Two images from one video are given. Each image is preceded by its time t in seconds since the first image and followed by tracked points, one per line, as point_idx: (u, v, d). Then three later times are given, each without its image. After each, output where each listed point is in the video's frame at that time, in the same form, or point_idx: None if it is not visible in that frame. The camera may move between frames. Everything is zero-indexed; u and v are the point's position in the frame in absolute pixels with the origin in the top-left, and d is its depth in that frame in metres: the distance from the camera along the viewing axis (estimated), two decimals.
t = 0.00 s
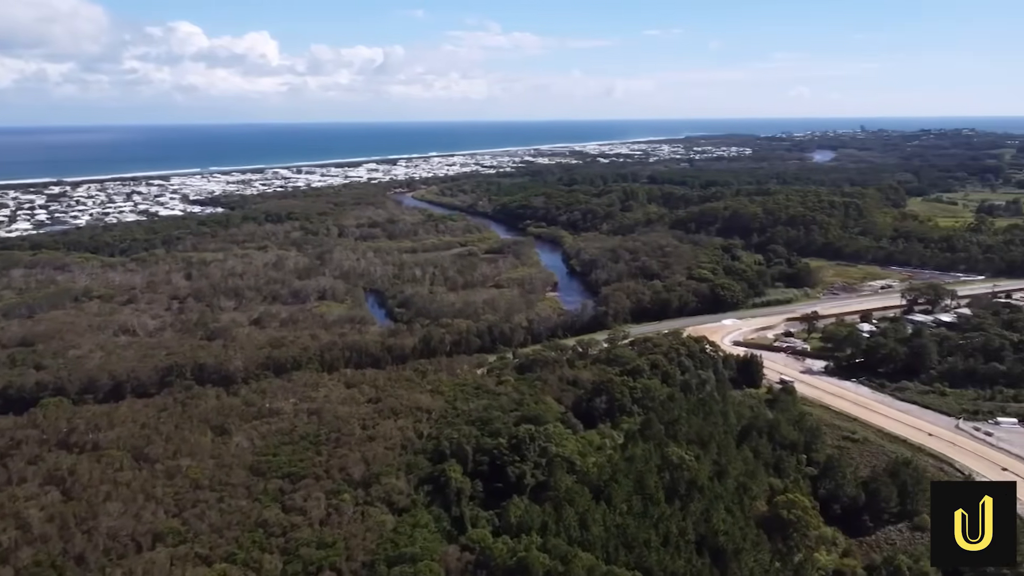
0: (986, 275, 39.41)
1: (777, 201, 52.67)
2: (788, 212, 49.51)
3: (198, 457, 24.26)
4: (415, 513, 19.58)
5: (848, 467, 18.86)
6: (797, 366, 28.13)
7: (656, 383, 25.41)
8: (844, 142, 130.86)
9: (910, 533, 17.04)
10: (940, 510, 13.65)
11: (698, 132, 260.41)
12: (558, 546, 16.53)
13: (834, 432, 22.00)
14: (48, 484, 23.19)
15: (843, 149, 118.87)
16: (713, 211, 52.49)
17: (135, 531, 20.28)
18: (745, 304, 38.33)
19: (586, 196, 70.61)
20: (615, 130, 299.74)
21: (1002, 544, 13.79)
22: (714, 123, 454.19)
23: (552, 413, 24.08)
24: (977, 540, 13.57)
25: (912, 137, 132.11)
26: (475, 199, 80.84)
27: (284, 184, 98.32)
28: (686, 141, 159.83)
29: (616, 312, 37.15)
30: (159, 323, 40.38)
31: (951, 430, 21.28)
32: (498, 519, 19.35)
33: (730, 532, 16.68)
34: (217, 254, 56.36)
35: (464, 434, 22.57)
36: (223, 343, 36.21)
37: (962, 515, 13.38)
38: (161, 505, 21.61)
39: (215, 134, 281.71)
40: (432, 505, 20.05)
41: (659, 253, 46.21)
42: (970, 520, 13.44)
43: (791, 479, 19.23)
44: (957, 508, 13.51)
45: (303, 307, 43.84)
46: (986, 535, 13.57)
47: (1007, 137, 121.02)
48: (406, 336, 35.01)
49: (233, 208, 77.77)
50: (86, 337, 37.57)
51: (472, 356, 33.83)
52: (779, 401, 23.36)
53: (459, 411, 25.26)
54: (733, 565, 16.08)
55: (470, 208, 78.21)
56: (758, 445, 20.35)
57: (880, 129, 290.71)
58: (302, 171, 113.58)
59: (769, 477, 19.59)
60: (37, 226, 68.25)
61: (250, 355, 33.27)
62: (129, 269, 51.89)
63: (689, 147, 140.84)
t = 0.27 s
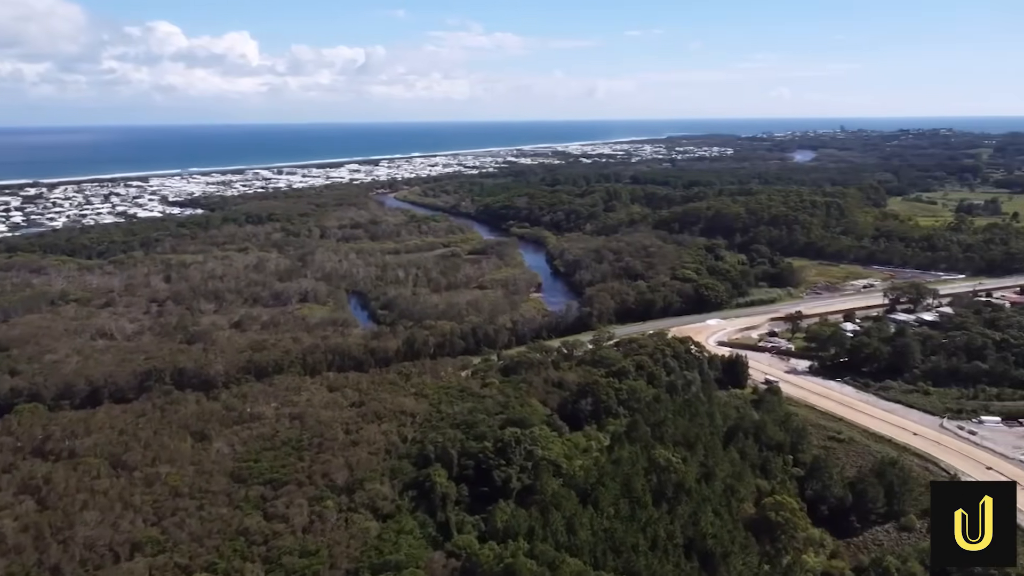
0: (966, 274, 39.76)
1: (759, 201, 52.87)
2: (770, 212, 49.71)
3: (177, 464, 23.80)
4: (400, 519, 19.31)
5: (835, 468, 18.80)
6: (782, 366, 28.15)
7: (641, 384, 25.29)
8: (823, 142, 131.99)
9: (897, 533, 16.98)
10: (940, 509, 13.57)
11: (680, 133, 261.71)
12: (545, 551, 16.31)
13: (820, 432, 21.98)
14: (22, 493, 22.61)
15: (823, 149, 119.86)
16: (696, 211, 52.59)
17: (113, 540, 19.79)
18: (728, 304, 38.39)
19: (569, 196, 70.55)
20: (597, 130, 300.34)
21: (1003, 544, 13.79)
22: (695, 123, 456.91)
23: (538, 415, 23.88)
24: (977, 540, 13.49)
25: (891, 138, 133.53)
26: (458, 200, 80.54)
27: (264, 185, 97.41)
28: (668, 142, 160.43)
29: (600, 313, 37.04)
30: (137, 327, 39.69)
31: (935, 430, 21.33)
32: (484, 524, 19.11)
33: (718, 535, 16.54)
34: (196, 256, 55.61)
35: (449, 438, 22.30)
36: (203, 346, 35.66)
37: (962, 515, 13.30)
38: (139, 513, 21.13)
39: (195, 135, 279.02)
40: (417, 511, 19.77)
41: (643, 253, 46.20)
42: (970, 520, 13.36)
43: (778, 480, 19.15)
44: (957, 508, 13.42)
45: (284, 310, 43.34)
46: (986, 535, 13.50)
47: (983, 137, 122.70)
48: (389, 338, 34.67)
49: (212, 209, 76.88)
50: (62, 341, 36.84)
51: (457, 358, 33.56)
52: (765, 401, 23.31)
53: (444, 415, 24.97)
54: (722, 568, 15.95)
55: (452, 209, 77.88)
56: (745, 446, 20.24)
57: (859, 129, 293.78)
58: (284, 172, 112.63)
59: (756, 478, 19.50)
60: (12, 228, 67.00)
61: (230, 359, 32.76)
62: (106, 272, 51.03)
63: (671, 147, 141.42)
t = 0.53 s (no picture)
0: (946, 273, 40.09)
1: (742, 200, 53.07)
2: (753, 212, 49.90)
3: (156, 471, 23.30)
4: (385, 526, 19.02)
5: (821, 468, 18.73)
6: (766, 366, 28.16)
7: (627, 386, 25.16)
8: (803, 142, 133.09)
9: (885, 534, 16.93)
10: (940, 509, 13.46)
11: (662, 133, 263.44)
12: (533, 557, 16.07)
13: (805, 432, 21.95)
14: None
15: (803, 149, 120.87)
16: (679, 211, 52.67)
17: (89, 551, 19.27)
18: (712, 304, 38.44)
19: (552, 196, 70.47)
20: (580, 130, 300.98)
21: (1002, 544, 13.72)
22: (677, 123, 459.41)
23: (523, 418, 23.67)
24: (977, 540, 13.36)
25: (869, 138, 134.92)
26: (440, 201, 80.20)
27: (245, 186, 96.47)
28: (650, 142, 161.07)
29: (585, 313, 36.92)
30: (115, 330, 39.01)
31: (920, 429, 21.36)
32: (470, 530, 18.86)
33: (706, 539, 16.41)
34: (176, 258, 54.86)
35: (433, 442, 22.02)
36: (183, 350, 35.08)
37: (962, 515, 13.19)
38: (117, 522, 20.62)
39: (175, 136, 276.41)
40: (401, 517, 19.49)
41: (627, 253, 46.17)
42: (970, 521, 13.23)
43: (765, 482, 19.06)
44: (957, 508, 13.31)
45: (266, 312, 42.82)
46: (986, 535, 13.36)
47: (960, 137, 124.34)
48: (372, 341, 34.31)
49: (192, 210, 75.96)
50: (38, 346, 36.10)
51: (441, 360, 33.29)
52: (751, 401, 23.26)
53: (428, 419, 24.68)
54: (710, 572, 15.80)
55: (435, 209, 77.54)
56: (732, 447, 20.12)
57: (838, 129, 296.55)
58: (264, 173, 111.64)
59: (743, 480, 19.40)
60: None
61: (210, 363, 32.23)
62: (83, 275, 50.16)
63: (653, 147, 141.96)
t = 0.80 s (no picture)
0: (927, 272, 40.40)
1: (724, 200, 53.22)
2: (736, 212, 50.05)
3: (135, 479, 22.80)
4: (369, 533, 18.75)
5: (808, 469, 18.66)
6: (751, 366, 28.17)
7: (613, 387, 25.01)
8: (784, 142, 134.03)
9: (872, 534, 16.88)
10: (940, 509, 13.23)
11: (644, 134, 264.42)
12: (520, 563, 15.82)
13: (792, 433, 21.91)
14: None
15: (784, 149, 121.72)
16: (662, 211, 52.70)
17: (64, 562, 18.75)
18: (696, 304, 38.47)
19: (535, 197, 70.34)
20: (562, 130, 301.40)
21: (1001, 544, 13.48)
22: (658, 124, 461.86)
23: (509, 421, 23.43)
24: (977, 540, 13.07)
25: (849, 138, 136.23)
26: (423, 201, 79.81)
27: (225, 187, 95.47)
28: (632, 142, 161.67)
29: (569, 315, 36.78)
30: (92, 334, 38.31)
31: (905, 428, 21.41)
32: (456, 537, 18.60)
33: (694, 542, 16.27)
34: (155, 260, 54.08)
35: (418, 446, 21.73)
36: (162, 354, 34.50)
37: (961, 514, 12.94)
38: (94, 532, 20.11)
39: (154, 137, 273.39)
40: (386, 524, 19.21)
41: (611, 254, 46.11)
42: (970, 521, 12.96)
43: (752, 484, 18.96)
44: (957, 507, 13.08)
45: (247, 315, 42.27)
46: (986, 535, 13.06)
47: (939, 137, 125.94)
48: (355, 343, 33.92)
49: (171, 212, 74.99)
50: (13, 351, 35.35)
51: (425, 363, 33.00)
52: (737, 402, 23.19)
53: (412, 423, 24.37)
54: None
55: (418, 210, 77.14)
56: (718, 449, 20.00)
57: (818, 129, 299.38)
58: (245, 174, 110.59)
59: (730, 482, 19.30)
60: None
61: (190, 367, 31.69)
62: (59, 278, 49.28)
63: (635, 147, 142.39)
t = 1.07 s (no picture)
0: (909, 271, 40.69)
1: (707, 201, 53.33)
2: (719, 212, 50.16)
3: (112, 488, 22.27)
4: (353, 540, 18.48)
5: (795, 470, 18.58)
6: (736, 367, 28.15)
7: (598, 389, 24.85)
8: (765, 142, 134.97)
9: (859, 536, 16.82)
10: (940, 509, 13.28)
11: (627, 135, 265.36)
12: (508, 569, 15.57)
13: (778, 433, 21.83)
14: None
15: (765, 149, 122.57)
16: (646, 211, 52.69)
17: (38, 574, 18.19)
18: (681, 305, 38.47)
19: (518, 198, 70.15)
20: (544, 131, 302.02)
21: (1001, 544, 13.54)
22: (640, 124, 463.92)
23: (494, 424, 23.20)
24: (977, 540, 13.12)
25: (828, 138, 137.44)
26: (406, 202, 79.37)
27: (204, 188, 94.39)
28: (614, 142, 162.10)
29: (554, 316, 36.62)
30: (69, 339, 37.56)
31: (890, 428, 21.43)
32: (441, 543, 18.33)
33: (683, 546, 16.10)
34: (133, 263, 53.21)
35: (402, 451, 21.42)
36: (140, 359, 33.88)
37: (962, 515, 13.00)
38: (70, 542, 19.56)
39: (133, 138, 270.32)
40: (370, 531, 18.92)
41: (595, 255, 46.01)
42: (970, 520, 13.02)
43: (740, 485, 18.85)
44: (957, 508, 13.14)
45: (227, 319, 41.68)
46: (986, 535, 13.10)
47: (917, 137, 127.33)
48: (338, 347, 33.53)
49: (150, 214, 73.96)
50: None
51: (408, 366, 32.68)
52: (723, 404, 23.11)
53: (396, 427, 24.06)
54: None
55: (400, 211, 76.68)
56: (705, 450, 19.87)
57: (798, 129, 302.06)
58: (225, 175, 109.39)
59: (718, 484, 19.16)
60: None
61: (169, 372, 31.13)
62: (35, 281, 48.33)
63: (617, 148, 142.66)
